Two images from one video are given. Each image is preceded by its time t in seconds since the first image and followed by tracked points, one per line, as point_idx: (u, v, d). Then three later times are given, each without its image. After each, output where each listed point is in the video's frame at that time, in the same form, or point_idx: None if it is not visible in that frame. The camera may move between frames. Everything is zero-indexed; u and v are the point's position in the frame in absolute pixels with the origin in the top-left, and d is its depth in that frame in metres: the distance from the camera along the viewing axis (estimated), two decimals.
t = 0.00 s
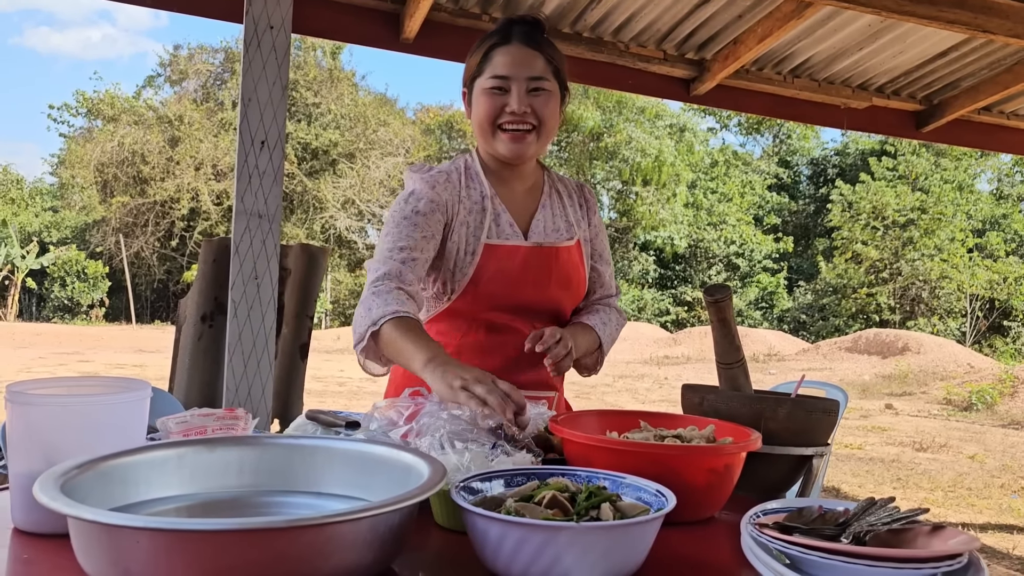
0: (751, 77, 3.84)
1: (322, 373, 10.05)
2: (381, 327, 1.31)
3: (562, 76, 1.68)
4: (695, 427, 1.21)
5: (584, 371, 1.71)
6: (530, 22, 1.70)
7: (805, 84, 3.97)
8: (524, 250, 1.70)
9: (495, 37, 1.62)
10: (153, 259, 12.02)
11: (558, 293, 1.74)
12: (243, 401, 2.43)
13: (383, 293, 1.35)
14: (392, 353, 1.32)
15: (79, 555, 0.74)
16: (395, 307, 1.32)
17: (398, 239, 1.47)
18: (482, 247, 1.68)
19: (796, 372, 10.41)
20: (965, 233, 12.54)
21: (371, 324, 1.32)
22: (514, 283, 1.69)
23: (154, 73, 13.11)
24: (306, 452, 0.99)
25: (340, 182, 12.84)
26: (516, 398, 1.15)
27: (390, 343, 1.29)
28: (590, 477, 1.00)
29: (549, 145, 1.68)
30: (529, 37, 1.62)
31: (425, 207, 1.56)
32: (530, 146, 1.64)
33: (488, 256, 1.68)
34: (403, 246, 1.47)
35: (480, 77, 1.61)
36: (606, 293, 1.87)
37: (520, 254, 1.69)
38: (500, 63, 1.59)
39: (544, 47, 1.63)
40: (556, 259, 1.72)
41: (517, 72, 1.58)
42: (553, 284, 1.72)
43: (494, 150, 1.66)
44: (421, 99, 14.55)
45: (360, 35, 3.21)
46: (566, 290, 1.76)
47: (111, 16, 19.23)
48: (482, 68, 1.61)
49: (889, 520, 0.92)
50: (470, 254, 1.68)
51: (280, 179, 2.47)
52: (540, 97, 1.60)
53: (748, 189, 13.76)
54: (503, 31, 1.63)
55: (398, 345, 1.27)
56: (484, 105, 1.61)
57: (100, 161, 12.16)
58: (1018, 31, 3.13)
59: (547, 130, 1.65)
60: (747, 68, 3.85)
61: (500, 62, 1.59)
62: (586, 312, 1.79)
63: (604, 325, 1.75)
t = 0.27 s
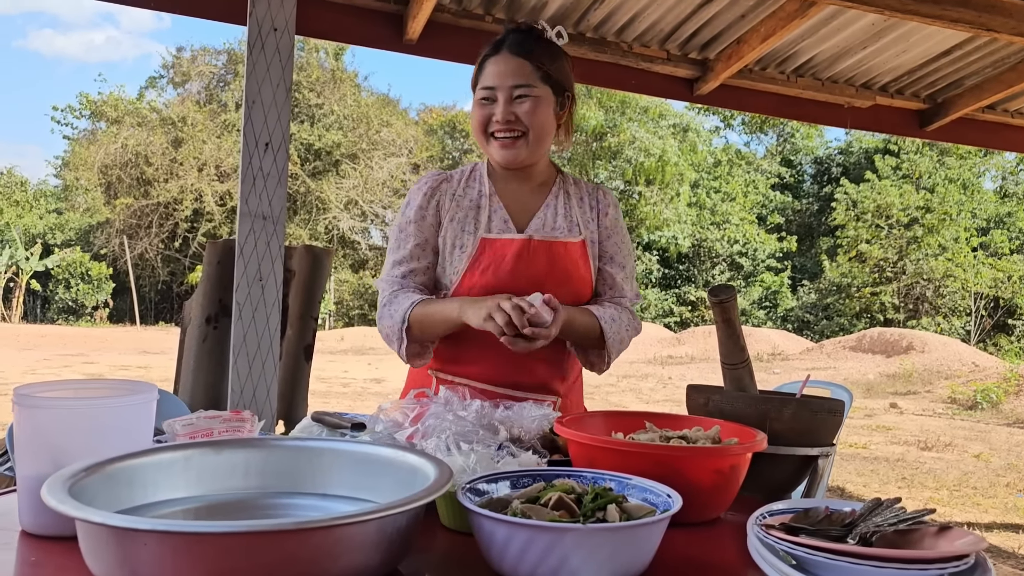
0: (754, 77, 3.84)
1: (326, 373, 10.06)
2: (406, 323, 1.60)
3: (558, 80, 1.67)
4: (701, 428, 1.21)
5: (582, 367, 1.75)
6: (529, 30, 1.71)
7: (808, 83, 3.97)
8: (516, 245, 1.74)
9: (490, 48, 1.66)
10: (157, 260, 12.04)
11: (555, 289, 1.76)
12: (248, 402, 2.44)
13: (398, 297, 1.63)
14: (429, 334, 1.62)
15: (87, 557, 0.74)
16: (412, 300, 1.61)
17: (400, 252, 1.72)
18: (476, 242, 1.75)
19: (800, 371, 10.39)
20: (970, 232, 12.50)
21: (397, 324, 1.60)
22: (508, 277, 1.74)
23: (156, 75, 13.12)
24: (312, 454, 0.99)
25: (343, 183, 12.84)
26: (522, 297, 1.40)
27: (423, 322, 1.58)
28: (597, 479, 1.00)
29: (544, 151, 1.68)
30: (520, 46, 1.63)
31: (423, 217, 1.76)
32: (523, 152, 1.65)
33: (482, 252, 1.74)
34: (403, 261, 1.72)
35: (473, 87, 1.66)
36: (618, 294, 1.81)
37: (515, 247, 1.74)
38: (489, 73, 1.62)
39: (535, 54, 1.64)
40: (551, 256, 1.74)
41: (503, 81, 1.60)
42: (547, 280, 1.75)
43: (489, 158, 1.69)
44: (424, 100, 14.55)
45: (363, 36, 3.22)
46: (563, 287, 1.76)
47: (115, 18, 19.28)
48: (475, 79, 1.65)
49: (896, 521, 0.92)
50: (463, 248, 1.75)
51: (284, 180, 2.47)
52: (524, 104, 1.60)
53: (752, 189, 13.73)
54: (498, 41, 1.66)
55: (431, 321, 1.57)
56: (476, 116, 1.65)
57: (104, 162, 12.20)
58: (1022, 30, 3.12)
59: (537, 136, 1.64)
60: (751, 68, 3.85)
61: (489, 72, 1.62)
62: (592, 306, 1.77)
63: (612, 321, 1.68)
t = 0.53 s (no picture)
0: (757, 76, 3.83)
1: (330, 374, 10.08)
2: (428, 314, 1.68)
3: (577, 86, 1.66)
4: (704, 429, 1.21)
5: (591, 360, 1.74)
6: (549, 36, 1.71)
7: (812, 82, 3.96)
8: (526, 234, 1.78)
9: (508, 60, 1.67)
10: (161, 262, 12.08)
11: (564, 278, 1.75)
12: (252, 403, 2.45)
13: (422, 290, 1.73)
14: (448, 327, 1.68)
15: (92, 559, 0.74)
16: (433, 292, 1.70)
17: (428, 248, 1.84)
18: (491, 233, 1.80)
19: (804, 370, 10.37)
20: (975, 230, 12.44)
21: (419, 316, 1.70)
22: (517, 264, 1.77)
23: (160, 76, 13.15)
24: (316, 456, 0.99)
25: (346, 184, 12.85)
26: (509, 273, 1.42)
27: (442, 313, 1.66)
28: (601, 480, 1.00)
29: (566, 157, 1.68)
30: (537, 56, 1.63)
31: (447, 212, 1.85)
32: (545, 159, 1.66)
33: (495, 242, 1.80)
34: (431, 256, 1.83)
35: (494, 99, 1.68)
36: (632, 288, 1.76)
37: (524, 236, 1.78)
38: (507, 86, 1.63)
39: (552, 63, 1.63)
40: (560, 245, 1.76)
41: (520, 93, 1.61)
42: (556, 269, 1.75)
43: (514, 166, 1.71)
44: (427, 100, 14.56)
45: (366, 38, 3.22)
46: (573, 278, 1.75)
47: (118, 20, 19.33)
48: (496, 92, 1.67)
49: (900, 522, 0.92)
50: (479, 240, 1.82)
51: (287, 182, 2.48)
52: (544, 114, 1.60)
53: (755, 188, 13.71)
54: (516, 52, 1.67)
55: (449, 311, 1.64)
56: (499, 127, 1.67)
57: (108, 164, 12.26)
58: None
59: (558, 144, 1.65)
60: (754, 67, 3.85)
61: (507, 84, 1.63)
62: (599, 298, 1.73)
63: (614, 313, 1.65)
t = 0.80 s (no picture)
0: (762, 75, 3.82)
1: (335, 374, 10.11)
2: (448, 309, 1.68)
3: (598, 91, 1.67)
4: (710, 428, 1.21)
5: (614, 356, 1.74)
6: (565, 37, 1.69)
7: (817, 81, 3.96)
8: (548, 228, 1.79)
9: (527, 67, 1.65)
10: (166, 263, 12.13)
11: (586, 272, 1.75)
12: (259, 404, 2.45)
13: (440, 286, 1.72)
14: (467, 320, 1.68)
15: (100, 560, 0.74)
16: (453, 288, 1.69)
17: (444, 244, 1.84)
18: (511, 229, 1.81)
19: (809, 369, 10.35)
20: (981, 228, 12.38)
21: (439, 312, 1.69)
22: (539, 258, 1.77)
23: (164, 78, 13.19)
24: (323, 456, 1.00)
25: (351, 184, 12.85)
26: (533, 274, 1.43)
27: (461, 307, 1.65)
28: (608, 479, 1.00)
29: (589, 160, 1.73)
30: (559, 64, 1.62)
31: (464, 209, 1.86)
32: (570, 165, 1.71)
33: (516, 237, 1.80)
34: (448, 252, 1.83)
35: (515, 105, 1.67)
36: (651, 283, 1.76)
37: (545, 231, 1.78)
38: (530, 96, 1.62)
39: (574, 71, 1.62)
40: (582, 238, 1.76)
41: (545, 104, 1.60)
42: (578, 262, 1.76)
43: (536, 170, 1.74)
44: (431, 100, 14.56)
45: (370, 39, 3.23)
46: (596, 271, 1.76)
47: (123, 21, 19.39)
48: (518, 99, 1.66)
49: (908, 521, 0.91)
50: (499, 236, 1.82)
51: (293, 183, 2.48)
52: (571, 124, 1.63)
53: (759, 187, 13.67)
54: (535, 57, 1.65)
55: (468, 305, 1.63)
56: (523, 134, 1.68)
57: (112, 165, 12.32)
58: None
59: (583, 152, 1.69)
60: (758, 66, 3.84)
61: (530, 94, 1.62)
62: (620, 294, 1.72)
63: (637, 308, 1.66)
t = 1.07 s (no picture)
0: (765, 74, 3.82)
1: (338, 375, 10.11)
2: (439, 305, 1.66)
3: (600, 94, 1.68)
4: (714, 428, 1.21)
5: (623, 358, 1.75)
6: (568, 40, 1.69)
7: (820, 79, 3.95)
8: (552, 228, 1.78)
9: (531, 70, 1.64)
10: (169, 264, 12.15)
11: (593, 272, 1.75)
12: (263, 404, 2.46)
13: (432, 283, 1.71)
14: (459, 318, 1.66)
15: (105, 560, 0.74)
16: (445, 284, 1.67)
17: (440, 244, 1.84)
18: (514, 229, 1.80)
19: (813, 368, 10.33)
20: (986, 227, 12.33)
21: (429, 307, 1.67)
22: (544, 258, 1.76)
23: (167, 79, 13.21)
24: (327, 457, 1.00)
25: (353, 185, 12.85)
26: (543, 279, 1.48)
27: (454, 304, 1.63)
28: (612, 480, 1.00)
29: (591, 164, 1.73)
30: (564, 68, 1.62)
31: (462, 210, 1.86)
32: (573, 168, 1.71)
33: (519, 238, 1.79)
34: (443, 251, 1.83)
35: (518, 108, 1.66)
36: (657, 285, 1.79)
37: (549, 231, 1.78)
38: (535, 98, 1.61)
39: (578, 75, 1.63)
40: (587, 236, 1.76)
41: (551, 107, 1.60)
42: (584, 261, 1.75)
43: (538, 172, 1.74)
44: (433, 100, 14.56)
45: (373, 39, 3.23)
46: (601, 269, 1.75)
47: (126, 23, 19.43)
48: (521, 101, 1.65)
49: (913, 521, 0.91)
50: (502, 236, 1.81)
51: (296, 184, 2.49)
52: (575, 128, 1.64)
53: (762, 186, 13.64)
54: (539, 59, 1.64)
55: (461, 304, 1.62)
56: (526, 137, 1.68)
57: (116, 167, 12.35)
58: None
59: (586, 155, 1.69)
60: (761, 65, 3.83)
61: (534, 97, 1.62)
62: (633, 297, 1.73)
63: (658, 314, 1.67)
